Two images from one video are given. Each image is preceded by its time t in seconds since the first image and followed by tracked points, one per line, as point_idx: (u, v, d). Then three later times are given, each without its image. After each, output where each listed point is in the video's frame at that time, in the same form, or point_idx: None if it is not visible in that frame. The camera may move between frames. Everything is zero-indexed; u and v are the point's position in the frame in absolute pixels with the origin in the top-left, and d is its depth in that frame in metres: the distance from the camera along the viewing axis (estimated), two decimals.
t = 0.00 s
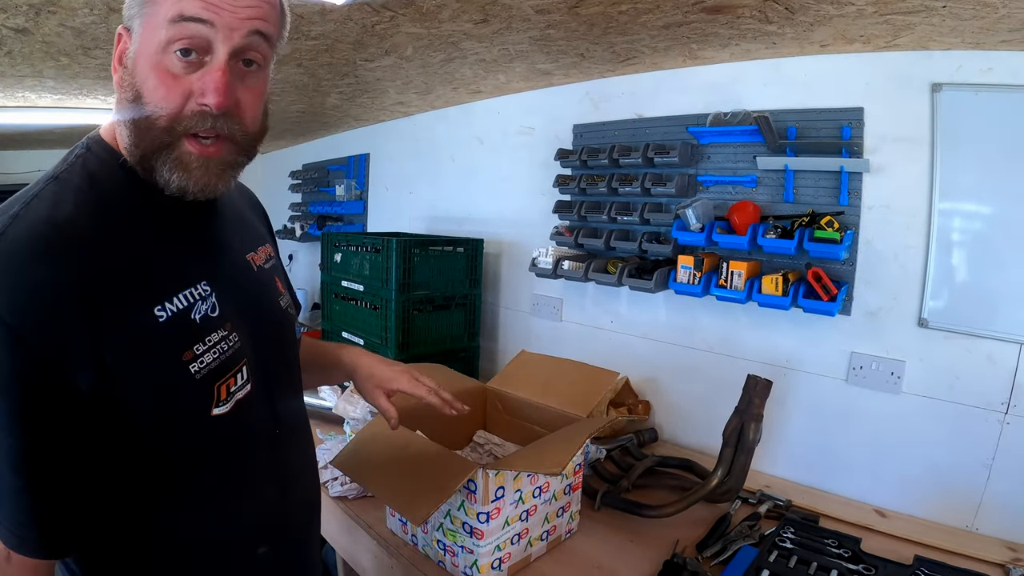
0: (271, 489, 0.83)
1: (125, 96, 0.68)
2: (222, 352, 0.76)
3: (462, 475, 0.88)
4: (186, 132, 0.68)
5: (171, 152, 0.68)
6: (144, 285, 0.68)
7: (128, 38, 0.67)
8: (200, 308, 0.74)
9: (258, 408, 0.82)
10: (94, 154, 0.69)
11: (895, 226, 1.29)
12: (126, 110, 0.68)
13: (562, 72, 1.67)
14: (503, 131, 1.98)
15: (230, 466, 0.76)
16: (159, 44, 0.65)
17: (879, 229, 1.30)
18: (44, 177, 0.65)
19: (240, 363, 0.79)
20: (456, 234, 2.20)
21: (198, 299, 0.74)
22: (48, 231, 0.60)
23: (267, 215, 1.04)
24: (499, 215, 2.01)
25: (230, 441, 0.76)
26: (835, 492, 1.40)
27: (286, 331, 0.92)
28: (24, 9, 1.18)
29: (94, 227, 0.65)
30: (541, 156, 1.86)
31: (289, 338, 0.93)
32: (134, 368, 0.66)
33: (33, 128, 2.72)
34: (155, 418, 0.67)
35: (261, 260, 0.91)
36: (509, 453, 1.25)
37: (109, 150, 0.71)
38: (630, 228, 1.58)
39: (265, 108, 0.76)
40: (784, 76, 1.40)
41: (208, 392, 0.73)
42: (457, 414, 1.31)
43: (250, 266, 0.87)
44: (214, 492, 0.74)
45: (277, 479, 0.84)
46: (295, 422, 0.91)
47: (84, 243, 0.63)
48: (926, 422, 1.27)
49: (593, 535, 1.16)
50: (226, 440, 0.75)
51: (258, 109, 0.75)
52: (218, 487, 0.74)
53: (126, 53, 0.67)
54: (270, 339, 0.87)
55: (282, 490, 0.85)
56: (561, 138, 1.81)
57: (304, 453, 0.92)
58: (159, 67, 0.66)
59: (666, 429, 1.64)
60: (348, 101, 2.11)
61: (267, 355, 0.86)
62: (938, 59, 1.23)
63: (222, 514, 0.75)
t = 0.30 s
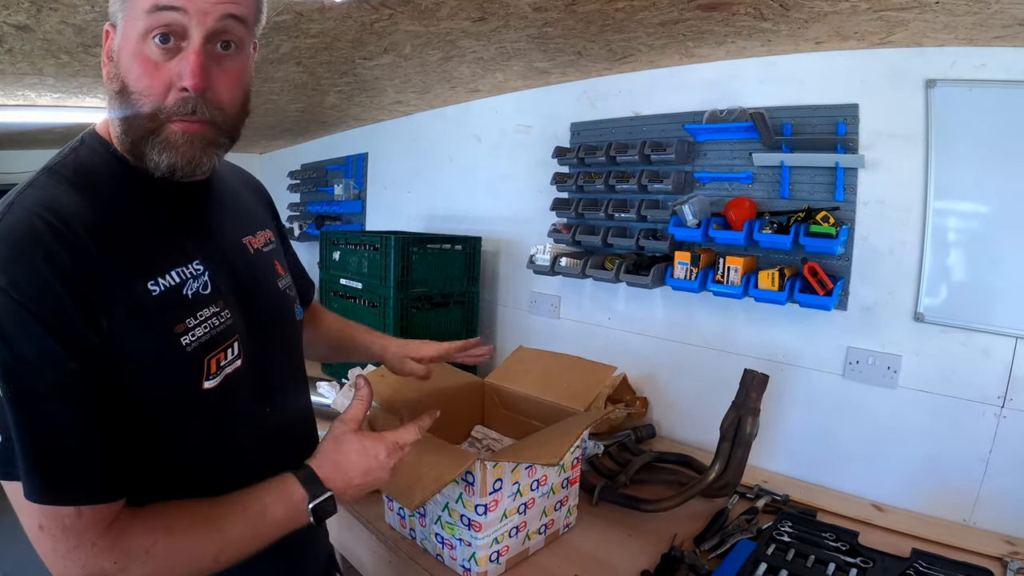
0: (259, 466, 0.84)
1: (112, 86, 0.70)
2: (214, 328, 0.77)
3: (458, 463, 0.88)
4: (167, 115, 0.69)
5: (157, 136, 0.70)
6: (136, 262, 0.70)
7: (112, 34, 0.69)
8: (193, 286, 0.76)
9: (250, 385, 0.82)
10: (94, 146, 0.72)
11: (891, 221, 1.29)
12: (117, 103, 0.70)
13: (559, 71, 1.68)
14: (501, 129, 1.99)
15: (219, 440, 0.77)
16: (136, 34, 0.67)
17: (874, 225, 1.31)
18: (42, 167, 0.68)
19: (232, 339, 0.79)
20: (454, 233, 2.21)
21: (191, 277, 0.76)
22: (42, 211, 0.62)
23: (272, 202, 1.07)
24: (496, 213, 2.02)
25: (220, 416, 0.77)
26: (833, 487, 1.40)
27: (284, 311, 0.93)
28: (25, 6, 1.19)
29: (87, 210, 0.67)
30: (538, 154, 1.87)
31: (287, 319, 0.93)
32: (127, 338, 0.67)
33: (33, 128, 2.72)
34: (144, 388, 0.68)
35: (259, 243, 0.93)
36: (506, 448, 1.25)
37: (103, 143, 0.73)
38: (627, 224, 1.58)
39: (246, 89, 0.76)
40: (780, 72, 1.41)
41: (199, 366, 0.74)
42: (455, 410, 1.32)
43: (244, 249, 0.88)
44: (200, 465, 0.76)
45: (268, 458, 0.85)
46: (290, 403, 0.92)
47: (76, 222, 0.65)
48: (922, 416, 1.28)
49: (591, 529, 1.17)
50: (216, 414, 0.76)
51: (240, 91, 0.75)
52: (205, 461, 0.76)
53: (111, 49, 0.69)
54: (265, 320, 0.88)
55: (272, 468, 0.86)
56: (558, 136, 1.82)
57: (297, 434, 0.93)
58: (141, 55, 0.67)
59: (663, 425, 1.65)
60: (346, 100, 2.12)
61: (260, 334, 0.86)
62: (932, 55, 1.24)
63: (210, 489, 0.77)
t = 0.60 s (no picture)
0: (262, 464, 0.84)
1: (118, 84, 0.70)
2: (220, 323, 0.78)
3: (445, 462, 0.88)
4: (173, 112, 0.69)
5: (162, 131, 0.70)
6: (146, 258, 0.70)
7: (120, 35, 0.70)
8: (198, 283, 0.76)
9: (252, 379, 0.83)
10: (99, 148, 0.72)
11: (884, 220, 1.30)
12: (123, 100, 0.70)
13: (554, 71, 1.68)
14: (497, 130, 1.99)
15: (223, 437, 0.78)
16: (143, 35, 0.67)
17: (867, 224, 1.32)
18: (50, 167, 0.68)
19: (235, 334, 0.81)
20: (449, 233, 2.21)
21: (195, 275, 0.76)
22: (53, 207, 0.62)
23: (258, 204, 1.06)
24: (492, 213, 2.03)
25: (226, 410, 0.78)
26: (828, 486, 1.40)
27: (279, 308, 0.94)
28: (22, 7, 1.20)
29: (99, 208, 0.67)
30: (533, 155, 1.88)
31: (280, 315, 0.95)
32: (137, 333, 0.67)
33: (31, 129, 2.72)
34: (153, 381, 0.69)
35: (253, 242, 0.94)
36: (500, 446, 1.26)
37: (110, 140, 0.73)
38: (621, 224, 1.59)
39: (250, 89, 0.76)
40: (773, 72, 1.41)
41: (206, 359, 0.75)
42: (448, 411, 1.32)
43: (241, 248, 0.89)
44: (205, 462, 0.76)
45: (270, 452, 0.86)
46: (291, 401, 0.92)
47: (88, 217, 0.65)
48: (916, 415, 1.28)
49: (584, 528, 1.17)
50: (221, 409, 0.77)
51: (244, 92, 0.75)
52: (208, 457, 0.76)
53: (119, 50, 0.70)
54: (264, 316, 0.89)
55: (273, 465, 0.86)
56: (553, 136, 1.83)
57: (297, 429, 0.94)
58: (148, 55, 0.68)
59: (658, 425, 1.65)
60: (342, 102, 2.13)
61: (259, 331, 0.87)
62: (924, 55, 1.25)
63: (214, 487, 0.77)
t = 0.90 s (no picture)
0: (260, 463, 0.85)
1: (200, 107, 0.69)
2: (222, 324, 0.80)
3: (452, 474, 0.92)
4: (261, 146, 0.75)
5: (243, 158, 0.75)
6: (154, 261, 0.71)
7: (204, 59, 0.68)
8: (201, 285, 0.78)
9: (250, 378, 0.85)
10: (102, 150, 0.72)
11: (876, 223, 1.31)
12: (204, 122, 0.70)
13: (549, 75, 1.69)
14: (493, 133, 2.01)
15: (224, 436, 0.79)
16: (248, 73, 0.70)
17: (860, 226, 1.33)
18: (57, 168, 0.68)
19: (235, 335, 0.82)
20: (446, 236, 2.23)
21: (198, 277, 0.78)
22: (64, 210, 0.63)
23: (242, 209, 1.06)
24: (488, 216, 2.04)
25: (227, 409, 0.79)
26: (821, 487, 1.41)
27: (271, 310, 0.96)
28: (21, 13, 1.21)
29: (110, 210, 0.68)
30: (528, 158, 1.89)
31: (272, 316, 0.96)
32: (144, 332, 0.69)
33: (31, 132, 2.74)
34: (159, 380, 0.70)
35: (243, 245, 0.95)
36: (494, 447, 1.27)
37: (113, 146, 0.73)
38: (616, 227, 1.60)
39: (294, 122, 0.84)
40: (766, 75, 1.43)
41: (209, 359, 0.76)
42: (443, 413, 1.33)
43: (234, 251, 0.90)
44: (205, 460, 0.77)
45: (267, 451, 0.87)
46: (287, 402, 0.93)
47: (100, 220, 0.66)
48: (909, 415, 1.29)
49: (577, 528, 1.18)
50: (222, 408, 0.79)
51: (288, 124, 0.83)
52: (208, 456, 0.77)
53: (199, 71, 0.68)
54: (257, 318, 0.91)
55: (271, 464, 0.88)
56: (548, 139, 1.84)
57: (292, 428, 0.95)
58: (251, 91, 0.71)
59: (653, 426, 1.66)
60: (339, 105, 2.14)
61: (253, 332, 0.89)
62: (916, 58, 1.26)
63: (213, 486, 0.78)
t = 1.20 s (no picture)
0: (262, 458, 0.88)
1: (225, 126, 0.73)
2: (234, 324, 0.82)
3: (451, 475, 0.94)
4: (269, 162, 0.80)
5: (251, 173, 0.80)
6: (171, 263, 0.73)
7: (236, 82, 0.72)
8: (214, 287, 0.80)
9: (252, 374, 0.87)
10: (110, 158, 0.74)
11: (871, 225, 1.32)
12: (226, 140, 0.74)
13: (547, 79, 1.71)
14: (491, 136, 2.02)
15: (228, 431, 0.81)
16: (273, 101, 0.75)
17: (854, 228, 1.34)
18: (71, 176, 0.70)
19: (244, 334, 0.85)
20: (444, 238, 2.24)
21: (211, 279, 0.80)
22: (86, 215, 0.65)
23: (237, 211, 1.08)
24: (486, 219, 2.05)
25: (232, 405, 0.82)
26: (817, 487, 1.43)
27: (273, 310, 0.98)
28: (23, 18, 1.22)
29: (128, 215, 0.70)
30: (526, 161, 1.91)
31: (275, 315, 0.98)
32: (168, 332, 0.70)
33: (31, 135, 2.75)
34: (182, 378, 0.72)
35: (245, 249, 0.97)
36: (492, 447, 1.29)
37: (126, 155, 0.76)
38: (612, 230, 1.62)
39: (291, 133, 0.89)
40: (761, 80, 1.44)
41: (223, 358, 0.79)
42: (440, 415, 1.34)
43: (238, 254, 0.92)
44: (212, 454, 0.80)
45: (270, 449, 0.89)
46: (285, 398, 0.96)
47: (120, 224, 0.67)
48: (904, 416, 1.30)
49: (574, 528, 1.19)
50: (228, 404, 0.81)
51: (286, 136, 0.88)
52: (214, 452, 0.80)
53: (230, 93, 0.72)
54: (261, 318, 0.93)
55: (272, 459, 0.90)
56: (545, 142, 1.85)
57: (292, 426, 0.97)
58: (273, 117, 0.76)
59: (650, 428, 1.67)
60: (338, 108, 2.15)
61: (256, 331, 0.91)
62: (910, 62, 1.27)
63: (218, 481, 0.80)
